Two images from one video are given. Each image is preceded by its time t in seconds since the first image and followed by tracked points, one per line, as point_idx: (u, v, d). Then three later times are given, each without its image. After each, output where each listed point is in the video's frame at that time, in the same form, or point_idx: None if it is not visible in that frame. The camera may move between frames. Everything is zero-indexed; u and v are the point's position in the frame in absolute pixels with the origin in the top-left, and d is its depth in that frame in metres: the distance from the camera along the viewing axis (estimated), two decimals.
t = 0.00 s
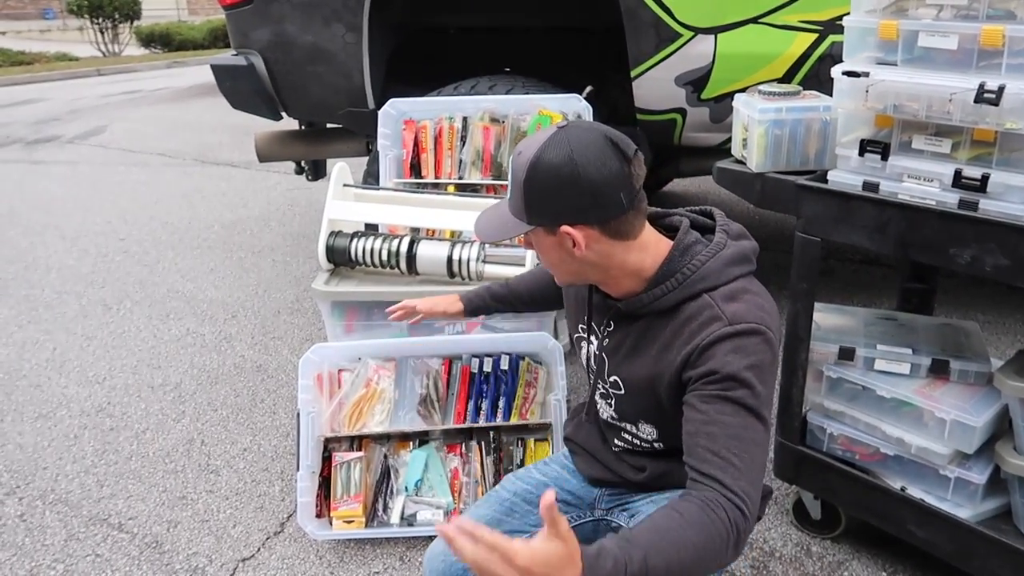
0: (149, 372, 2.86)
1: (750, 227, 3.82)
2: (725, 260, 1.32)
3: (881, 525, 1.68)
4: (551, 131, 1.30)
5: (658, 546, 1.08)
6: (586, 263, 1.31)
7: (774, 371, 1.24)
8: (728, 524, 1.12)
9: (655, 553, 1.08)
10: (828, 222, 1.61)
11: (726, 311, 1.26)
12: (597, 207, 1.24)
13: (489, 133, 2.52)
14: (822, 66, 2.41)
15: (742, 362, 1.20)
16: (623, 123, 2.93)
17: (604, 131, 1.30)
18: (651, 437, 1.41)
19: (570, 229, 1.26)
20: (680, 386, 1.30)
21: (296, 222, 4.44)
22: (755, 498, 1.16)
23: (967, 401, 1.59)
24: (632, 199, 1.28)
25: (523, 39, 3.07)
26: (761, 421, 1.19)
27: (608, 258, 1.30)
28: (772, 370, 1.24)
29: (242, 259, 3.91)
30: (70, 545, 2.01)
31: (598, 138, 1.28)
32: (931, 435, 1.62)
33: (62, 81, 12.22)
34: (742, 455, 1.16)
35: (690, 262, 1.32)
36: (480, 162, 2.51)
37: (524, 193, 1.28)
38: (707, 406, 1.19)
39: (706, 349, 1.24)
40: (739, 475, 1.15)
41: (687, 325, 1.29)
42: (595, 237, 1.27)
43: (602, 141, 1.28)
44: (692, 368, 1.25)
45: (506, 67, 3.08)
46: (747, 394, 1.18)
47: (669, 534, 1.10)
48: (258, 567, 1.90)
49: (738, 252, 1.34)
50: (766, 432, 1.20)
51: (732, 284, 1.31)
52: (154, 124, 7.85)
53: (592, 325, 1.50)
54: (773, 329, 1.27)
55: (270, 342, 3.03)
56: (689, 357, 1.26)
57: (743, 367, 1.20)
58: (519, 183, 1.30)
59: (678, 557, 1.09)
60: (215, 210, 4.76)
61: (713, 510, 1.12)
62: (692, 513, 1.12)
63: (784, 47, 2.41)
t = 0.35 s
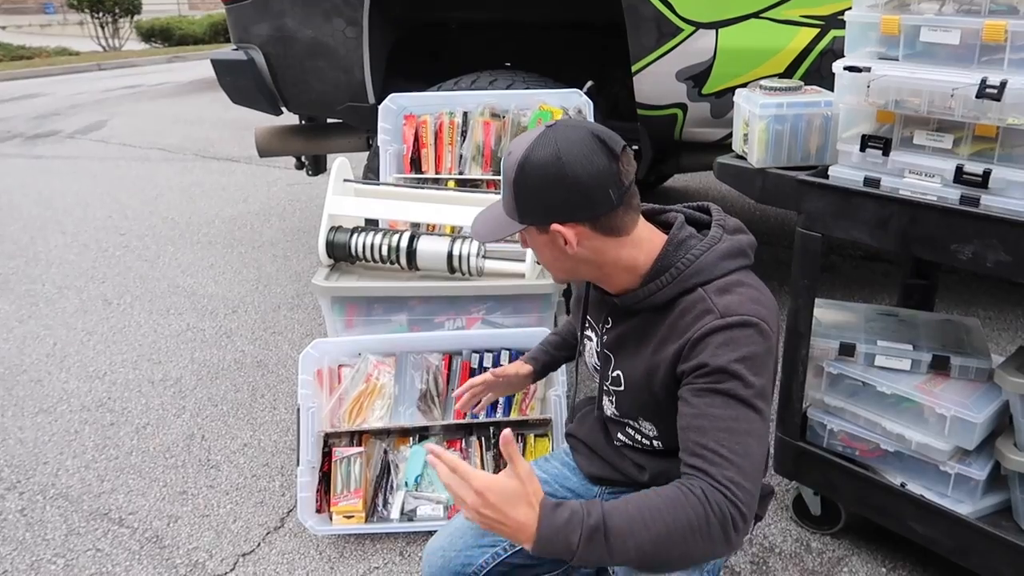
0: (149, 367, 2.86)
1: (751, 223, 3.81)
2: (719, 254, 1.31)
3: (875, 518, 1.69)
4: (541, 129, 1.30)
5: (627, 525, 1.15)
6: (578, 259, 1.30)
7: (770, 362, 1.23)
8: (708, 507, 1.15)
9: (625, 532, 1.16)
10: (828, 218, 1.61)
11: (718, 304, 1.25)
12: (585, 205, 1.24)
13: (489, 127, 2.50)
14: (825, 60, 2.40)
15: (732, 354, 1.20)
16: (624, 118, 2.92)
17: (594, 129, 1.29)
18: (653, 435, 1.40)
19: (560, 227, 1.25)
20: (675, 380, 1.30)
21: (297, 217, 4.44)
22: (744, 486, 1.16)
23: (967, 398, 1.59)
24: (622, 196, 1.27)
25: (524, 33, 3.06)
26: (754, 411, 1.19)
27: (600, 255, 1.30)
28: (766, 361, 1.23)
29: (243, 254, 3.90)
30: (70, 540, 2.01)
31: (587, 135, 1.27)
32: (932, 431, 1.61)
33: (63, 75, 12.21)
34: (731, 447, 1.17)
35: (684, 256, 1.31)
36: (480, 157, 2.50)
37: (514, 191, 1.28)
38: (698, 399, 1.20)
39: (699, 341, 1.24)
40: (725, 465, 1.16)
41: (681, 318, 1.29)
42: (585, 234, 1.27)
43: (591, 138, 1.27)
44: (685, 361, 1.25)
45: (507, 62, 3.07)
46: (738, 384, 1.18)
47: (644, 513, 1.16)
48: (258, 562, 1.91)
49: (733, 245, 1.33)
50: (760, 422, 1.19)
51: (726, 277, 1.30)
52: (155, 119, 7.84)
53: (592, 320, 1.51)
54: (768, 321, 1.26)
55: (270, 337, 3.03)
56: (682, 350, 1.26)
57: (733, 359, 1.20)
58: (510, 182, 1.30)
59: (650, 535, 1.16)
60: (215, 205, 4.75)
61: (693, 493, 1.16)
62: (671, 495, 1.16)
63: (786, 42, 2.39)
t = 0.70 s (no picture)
0: (148, 362, 2.85)
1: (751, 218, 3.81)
2: (723, 238, 1.30)
3: (874, 514, 1.69)
4: (549, 116, 1.29)
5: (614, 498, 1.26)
6: (586, 245, 1.30)
7: (775, 339, 1.24)
8: (694, 474, 1.21)
9: (611, 504, 1.26)
10: (828, 214, 1.61)
11: (723, 283, 1.26)
12: (594, 189, 1.24)
13: (488, 122, 2.50)
14: (825, 55, 2.39)
15: (734, 329, 1.21)
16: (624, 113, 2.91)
17: (601, 114, 1.28)
18: (658, 426, 1.41)
19: (569, 211, 1.25)
20: (683, 360, 1.30)
21: (296, 212, 4.43)
22: (738, 452, 1.19)
23: (967, 394, 1.59)
24: (630, 180, 1.27)
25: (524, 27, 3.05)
26: (756, 381, 1.20)
27: (608, 241, 1.30)
28: (772, 338, 1.23)
29: (242, 249, 3.90)
30: (69, 535, 2.01)
31: (593, 120, 1.26)
32: (931, 427, 1.61)
33: (61, 69, 12.17)
34: (728, 417, 1.20)
35: (690, 240, 1.31)
36: (480, 152, 2.50)
37: (523, 178, 1.28)
38: (703, 375, 1.22)
39: (704, 319, 1.24)
40: (719, 432, 1.20)
41: (687, 300, 1.29)
42: (594, 218, 1.26)
43: (599, 123, 1.27)
44: (690, 340, 1.26)
45: (506, 56, 3.06)
46: (740, 356, 1.20)
47: (631, 484, 1.26)
48: (257, 557, 1.91)
49: (736, 229, 1.33)
50: (762, 393, 1.21)
51: (732, 259, 1.30)
52: (154, 113, 7.82)
53: (597, 320, 1.48)
54: (771, 299, 1.26)
55: (269, 332, 3.02)
56: (689, 328, 1.27)
57: (735, 334, 1.21)
58: (518, 169, 1.30)
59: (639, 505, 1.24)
60: (214, 200, 4.74)
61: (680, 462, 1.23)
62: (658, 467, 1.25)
63: (787, 37, 2.39)
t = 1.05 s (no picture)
0: (146, 355, 2.85)
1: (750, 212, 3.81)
2: (715, 232, 1.30)
3: (874, 508, 1.69)
4: (526, 118, 1.29)
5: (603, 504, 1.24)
6: (574, 243, 1.30)
7: (765, 334, 1.22)
8: (685, 475, 1.19)
9: (601, 508, 1.24)
10: (827, 207, 1.61)
11: (711, 279, 1.25)
12: (572, 189, 1.23)
13: (486, 116, 2.49)
14: (825, 48, 2.39)
15: (722, 326, 1.20)
16: (623, 107, 2.91)
17: (578, 112, 1.27)
18: (652, 418, 1.41)
19: (552, 211, 1.25)
20: (673, 355, 1.30)
21: (294, 206, 4.42)
22: (728, 450, 1.17)
23: (966, 387, 1.59)
24: (610, 176, 1.25)
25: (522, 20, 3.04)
26: (746, 377, 1.19)
27: (594, 237, 1.29)
28: (762, 333, 1.22)
29: (240, 242, 3.89)
30: (67, 528, 2.01)
31: (570, 119, 1.25)
32: (930, 420, 1.62)
33: (59, 62, 12.13)
34: (718, 414, 1.18)
35: (681, 234, 1.31)
36: (478, 146, 2.49)
37: (505, 181, 1.28)
38: (692, 373, 1.21)
39: (692, 315, 1.24)
40: (709, 431, 1.18)
41: (678, 295, 1.29)
42: (576, 217, 1.26)
43: (574, 122, 1.25)
44: (679, 337, 1.26)
45: (505, 49, 3.05)
46: (728, 354, 1.19)
47: (621, 488, 1.24)
48: (256, 550, 1.91)
49: (730, 224, 1.32)
50: (752, 389, 1.19)
51: (723, 254, 1.29)
52: (151, 106, 7.80)
53: (592, 307, 1.49)
54: (762, 294, 1.25)
55: (267, 326, 3.02)
56: (677, 325, 1.27)
57: (723, 331, 1.20)
58: (501, 170, 1.30)
59: (631, 509, 1.22)
60: (212, 193, 4.73)
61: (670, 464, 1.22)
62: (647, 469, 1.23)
63: (786, 30, 2.38)
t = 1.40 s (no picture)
0: (143, 351, 2.84)
1: (746, 207, 3.81)
2: (709, 239, 1.30)
3: (869, 502, 1.70)
4: (522, 122, 1.28)
5: (584, 511, 1.24)
6: (570, 248, 1.30)
7: (755, 344, 1.22)
8: (668, 486, 1.19)
9: (584, 517, 1.24)
10: (823, 203, 1.61)
11: (703, 288, 1.25)
12: (568, 195, 1.22)
13: (483, 110, 2.49)
14: (821, 43, 2.38)
15: (711, 335, 1.20)
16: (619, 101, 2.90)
17: (574, 117, 1.27)
18: (645, 417, 1.42)
19: (549, 217, 1.25)
20: (663, 363, 1.30)
21: (291, 201, 4.41)
22: (713, 462, 1.16)
23: (961, 382, 1.60)
24: (606, 183, 1.25)
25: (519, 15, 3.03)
26: (734, 387, 1.19)
27: (592, 242, 1.29)
28: (751, 344, 1.22)
29: (236, 237, 3.88)
30: (64, 524, 2.01)
31: (566, 124, 1.25)
32: (925, 415, 1.62)
33: (54, 56, 12.08)
34: (705, 425, 1.17)
35: (675, 241, 1.31)
36: (475, 141, 2.49)
37: (501, 186, 1.28)
38: (681, 382, 1.21)
39: (682, 323, 1.24)
40: (694, 441, 1.17)
41: (670, 301, 1.29)
42: (573, 223, 1.26)
43: (570, 128, 1.25)
44: (669, 344, 1.26)
45: (501, 44, 3.04)
46: (716, 363, 1.19)
47: (605, 495, 1.24)
48: (252, 546, 1.91)
49: (726, 231, 1.32)
50: (740, 401, 1.18)
51: (716, 262, 1.29)
52: (147, 101, 7.77)
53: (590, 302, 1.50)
54: (754, 304, 1.25)
55: (264, 321, 3.02)
56: (665, 332, 1.27)
57: (711, 340, 1.20)
58: (497, 175, 1.29)
59: (614, 517, 1.22)
60: (208, 188, 4.72)
61: (654, 472, 1.21)
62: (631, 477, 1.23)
63: (783, 24, 2.38)
